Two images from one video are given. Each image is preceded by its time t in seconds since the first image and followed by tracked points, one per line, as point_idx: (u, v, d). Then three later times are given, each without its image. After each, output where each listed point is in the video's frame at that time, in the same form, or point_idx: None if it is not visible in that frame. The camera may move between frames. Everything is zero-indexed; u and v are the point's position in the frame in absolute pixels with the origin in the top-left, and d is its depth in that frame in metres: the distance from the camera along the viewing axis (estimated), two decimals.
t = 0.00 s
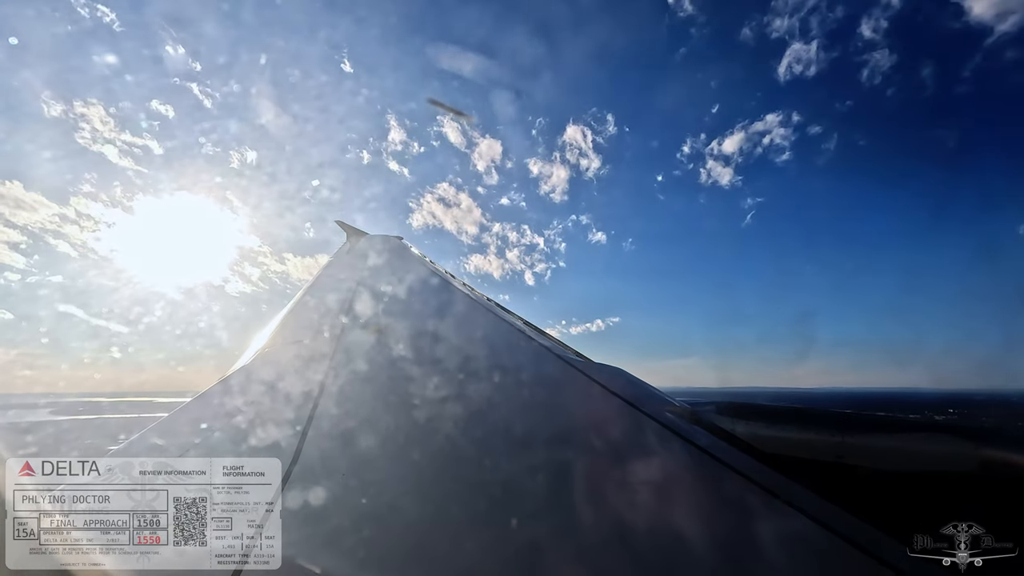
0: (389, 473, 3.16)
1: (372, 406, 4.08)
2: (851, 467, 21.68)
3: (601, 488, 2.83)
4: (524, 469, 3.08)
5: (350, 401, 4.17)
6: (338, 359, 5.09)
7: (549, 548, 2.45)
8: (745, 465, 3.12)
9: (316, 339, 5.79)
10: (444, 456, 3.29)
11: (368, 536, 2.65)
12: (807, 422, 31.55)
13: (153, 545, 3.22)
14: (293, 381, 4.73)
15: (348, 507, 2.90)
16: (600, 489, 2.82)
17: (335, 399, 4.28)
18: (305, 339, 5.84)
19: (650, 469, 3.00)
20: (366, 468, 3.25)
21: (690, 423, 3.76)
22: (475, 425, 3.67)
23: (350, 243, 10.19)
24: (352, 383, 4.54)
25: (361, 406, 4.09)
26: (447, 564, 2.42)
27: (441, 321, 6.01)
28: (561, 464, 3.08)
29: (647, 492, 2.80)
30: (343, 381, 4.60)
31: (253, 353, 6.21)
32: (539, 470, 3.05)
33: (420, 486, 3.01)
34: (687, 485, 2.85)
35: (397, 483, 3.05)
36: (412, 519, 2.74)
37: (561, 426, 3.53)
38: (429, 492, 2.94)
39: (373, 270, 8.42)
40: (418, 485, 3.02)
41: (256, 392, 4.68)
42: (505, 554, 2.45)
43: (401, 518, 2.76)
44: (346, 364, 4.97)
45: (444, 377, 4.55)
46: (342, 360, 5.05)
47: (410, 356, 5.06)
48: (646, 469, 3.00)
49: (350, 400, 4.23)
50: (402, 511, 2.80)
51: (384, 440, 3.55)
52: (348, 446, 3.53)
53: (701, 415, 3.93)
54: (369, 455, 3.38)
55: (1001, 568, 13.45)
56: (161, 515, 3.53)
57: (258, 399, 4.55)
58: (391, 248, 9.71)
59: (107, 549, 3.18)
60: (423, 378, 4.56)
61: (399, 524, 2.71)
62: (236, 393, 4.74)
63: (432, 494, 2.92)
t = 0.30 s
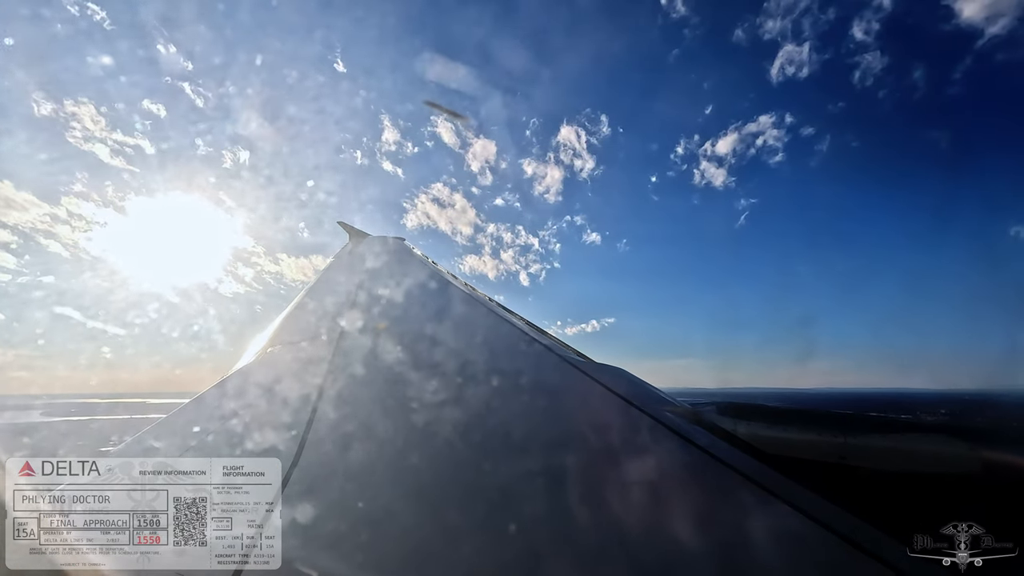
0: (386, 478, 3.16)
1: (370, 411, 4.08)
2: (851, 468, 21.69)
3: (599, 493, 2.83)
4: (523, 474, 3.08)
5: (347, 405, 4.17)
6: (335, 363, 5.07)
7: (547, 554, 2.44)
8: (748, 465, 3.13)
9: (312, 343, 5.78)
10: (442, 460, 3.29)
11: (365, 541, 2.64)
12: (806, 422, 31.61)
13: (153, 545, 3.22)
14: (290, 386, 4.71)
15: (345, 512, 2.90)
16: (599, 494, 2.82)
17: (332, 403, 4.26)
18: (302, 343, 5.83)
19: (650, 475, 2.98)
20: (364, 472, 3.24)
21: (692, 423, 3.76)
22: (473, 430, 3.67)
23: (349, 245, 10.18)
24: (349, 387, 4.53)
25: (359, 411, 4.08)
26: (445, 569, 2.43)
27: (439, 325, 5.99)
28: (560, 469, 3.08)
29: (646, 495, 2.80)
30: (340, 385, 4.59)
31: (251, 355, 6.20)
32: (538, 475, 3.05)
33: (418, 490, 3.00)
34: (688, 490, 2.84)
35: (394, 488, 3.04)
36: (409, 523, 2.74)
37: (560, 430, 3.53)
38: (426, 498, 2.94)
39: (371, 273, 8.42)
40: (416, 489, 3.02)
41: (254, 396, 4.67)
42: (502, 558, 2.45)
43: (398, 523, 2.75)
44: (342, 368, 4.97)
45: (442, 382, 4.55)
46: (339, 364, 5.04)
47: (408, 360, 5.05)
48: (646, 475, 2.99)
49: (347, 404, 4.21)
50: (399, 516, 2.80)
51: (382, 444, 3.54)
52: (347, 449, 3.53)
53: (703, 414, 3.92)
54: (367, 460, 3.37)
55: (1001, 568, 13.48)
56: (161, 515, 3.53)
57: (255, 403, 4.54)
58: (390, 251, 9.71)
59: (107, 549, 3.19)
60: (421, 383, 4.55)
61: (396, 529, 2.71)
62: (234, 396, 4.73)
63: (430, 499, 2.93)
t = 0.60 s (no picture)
0: (382, 488, 3.15)
1: (365, 420, 4.09)
2: (851, 474, 21.78)
3: (597, 505, 2.83)
4: (520, 486, 3.08)
5: (342, 416, 4.17)
6: (331, 375, 5.08)
7: (546, 564, 2.44)
8: (748, 473, 3.15)
9: (309, 352, 5.79)
10: (438, 471, 3.29)
11: (362, 550, 2.63)
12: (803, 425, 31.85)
13: (153, 544, 3.23)
14: (287, 395, 4.72)
15: (339, 521, 2.88)
16: (597, 506, 2.82)
17: (328, 414, 4.27)
18: (299, 352, 5.84)
19: (647, 487, 2.99)
20: (360, 482, 3.24)
21: (693, 430, 3.78)
22: (470, 440, 3.68)
23: (347, 255, 10.23)
24: (345, 398, 4.53)
25: (355, 421, 4.09)
26: None
27: (436, 335, 6.01)
28: (557, 481, 3.08)
29: (644, 507, 2.80)
30: (336, 395, 4.60)
31: (250, 360, 6.22)
32: (535, 486, 3.06)
33: (414, 502, 3.00)
34: (687, 503, 2.84)
35: (390, 499, 3.04)
36: (406, 532, 2.73)
37: (558, 442, 3.54)
38: (422, 508, 2.94)
39: (369, 282, 8.47)
40: (412, 501, 3.01)
41: (251, 403, 4.67)
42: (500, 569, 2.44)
43: (394, 532, 2.74)
44: (339, 378, 4.98)
45: (438, 392, 4.56)
46: (335, 375, 5.05)
47: (404, 371, 5.06)
48: (644, 487, 2.99)
49: (343, 414, 4.22)
50: (396, 524, 2.79)
51: (378, 455, 3.55)
52: (343, 459, 3.54)
53: (703, 421, 3.94)
54: (362, 471, 3.37)
55: (1001, 567, 13.59)
56: (161, 515, 3.53)
57: (252, 410, 4.55)
58: (387, 260, 9.77)
59: (107, 548, 3.19)
60: (416, 394, 4.56)
61: (392, 537, 2.69)
62: (232, 404, 4.74)
63: (426, 509, 2.92)
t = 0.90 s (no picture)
0: (383, 496, 3.12)
1: (367, 427, 4.09)
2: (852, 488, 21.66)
3: (599, 515, 2.80)
4: (522, 494, 3.05)
5: (344, 423, 4.17)
6: (334, 381, 5.09)
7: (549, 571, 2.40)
8: (748, 485, 3.14)
9: (311, 359, 5.79)
10: (439, 479, 3.28)
11: (362, 555, 2.58)
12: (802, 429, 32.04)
13: (153, 544, 3.22)
14: (289, 402, 4.71)
15: (339, 527, 2.84)
16: (599, 516, 2.79)
17: (330, 421, 4.26)
18: (301, 358, 5.84)
19: (650, 497, 2.97)
20: (361, 488, 3.23)
21: (693, 441, 3.76)
22: (471, 448, 3.67)
23: (349, 262, 10.27)
24: (347, 404, 4.54)
25: (357, 428, 4.10)
26: None
27: (438, 342, 6.02)
28: (559, 491, 3.05)
29: (646, 518, 2.78)
30: (339, 402, 4.60)
31: (251, 366, 6.22)
32: (537, 496, 3.03)
33: (413, 509, 2.96)
34: (691, 515, 2.81)
35: (390, 506, 3.01)
36: (407, 540, 2.69)
37: (558, 451, 3.53)
38: (423, 515, 2.90)
39: (371, 288, 8.49)
40: (412, 508, 2.97)
41: (252, 412, 4.67)
42: None
43: (394, 539, 2.70)
44: (341, 385, 4.98)
45: (440, 399, 4.56)
46: (338, 382, 5.06)
47: (407, 377, 5.07)
48: (646, 497, 2.97)
49: (345, 421, 4.22)
50: (397, 532, 2.75)
51: (380, 462, 3.54)
52: (345, 465, 3.53)
53: (702, 432, 3.94)
54: (364, 478, 3.35)
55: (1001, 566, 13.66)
56: (160, 515, 3.52)
57: (254, 416, 4.56)
58: (390, 268, 9.82)
59: (106, 548, 3.18)
60: (419, 400, 4.56)
61: (392, 545, 2.64)
62: (233, 411, 4.74)
63: (426, 516, 2.89)
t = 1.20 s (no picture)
0: (385, 507, 3.11)
1: (370, 437, 4.09)
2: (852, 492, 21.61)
3: (603, 528, 2.78)
4: (524, 506, 3.04)
5: (346, 433, 4.17)
6: (336, 391, 5.10)
7: None
8: (750, 499, 3.13)
9: (313, 368, 5.80)
10: (442, 490, 3.27)
11: (363, 567, 2.56)
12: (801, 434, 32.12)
13: (153, 545, 3.22)
14: (289, 413, 4.71)
15: (341, 538, 2.83)
16: (603, 529, 2.78)
17: (332, 431, 4.26)
18: (303, 368, 5.84)
19: (652, 509, 2.96)
20: (363, 499, 3.22)
21: (694, 454, 3.76)
22: (474, 460, 3.66)
23: (351, 271, 10.30)
24: (349, 414, 4.54)
25: (359, 438, 4.10)
26: None
27: (441, 351, 6.04)
28: (562, 503, 3.04)
29: (650, 530, 2.76)
30: (340, 412, 4.60)
31: (252, 373, 6.23)
32: (540, 508, 3.01)
33: (416, 521, 2.94)
34: (692, 526, 2.81)
35: (392, 518, 2.99)
36: (410, 551, 2.67)
37: (561, 463, 3.52)
38: (426, 527, 2.88)
39: (373, 297, 8.51)
40: (414, 520, 2.95)
41: (253, 422, 4.66)
42: None
43: (396, 551, 2.68)
44: (343, 395, 4.99)
45: (443, 409, 4.56)
46: (340, 391, 5.06)
47: (409, 387, 5.08)
48: (648, 509, 2.96)
49: (348, 431, 4.23)
50: (399, 544, 2.74)
51: (382, 473, 3.54)
52: (347, 475, 3.53)
53: (704, 445, 3.94)
54: (367, 487, 3.35)
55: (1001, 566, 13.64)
56: (161, 515, 3.51)
57: (254, 425, 4.57)
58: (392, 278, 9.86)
59: (105, 548, 3.17)
60: (422, 410, 4.56)
61: (394, 558, 2.62)
62: (233, 420, 4.74)
63: (429, 528, 2.87)
